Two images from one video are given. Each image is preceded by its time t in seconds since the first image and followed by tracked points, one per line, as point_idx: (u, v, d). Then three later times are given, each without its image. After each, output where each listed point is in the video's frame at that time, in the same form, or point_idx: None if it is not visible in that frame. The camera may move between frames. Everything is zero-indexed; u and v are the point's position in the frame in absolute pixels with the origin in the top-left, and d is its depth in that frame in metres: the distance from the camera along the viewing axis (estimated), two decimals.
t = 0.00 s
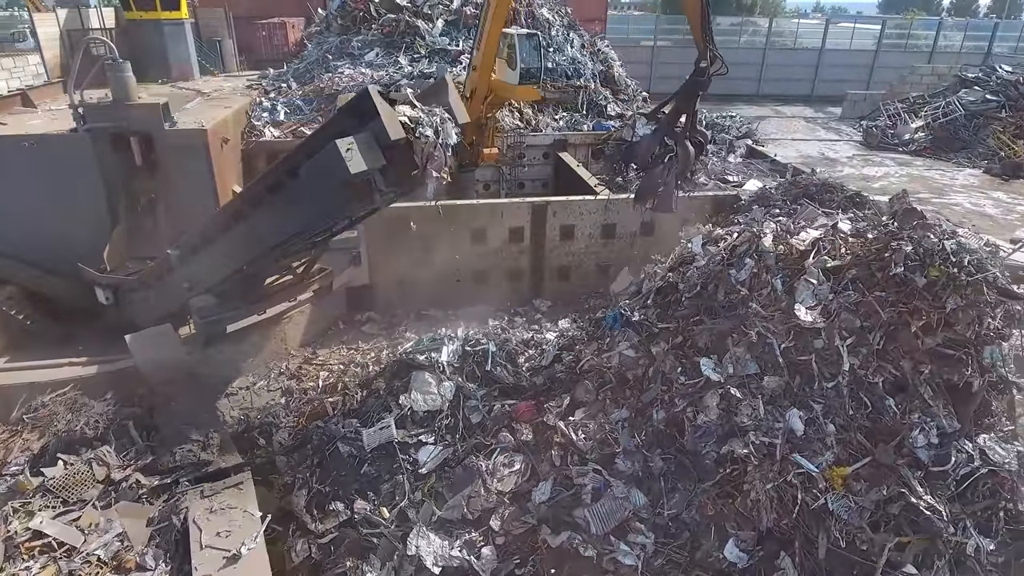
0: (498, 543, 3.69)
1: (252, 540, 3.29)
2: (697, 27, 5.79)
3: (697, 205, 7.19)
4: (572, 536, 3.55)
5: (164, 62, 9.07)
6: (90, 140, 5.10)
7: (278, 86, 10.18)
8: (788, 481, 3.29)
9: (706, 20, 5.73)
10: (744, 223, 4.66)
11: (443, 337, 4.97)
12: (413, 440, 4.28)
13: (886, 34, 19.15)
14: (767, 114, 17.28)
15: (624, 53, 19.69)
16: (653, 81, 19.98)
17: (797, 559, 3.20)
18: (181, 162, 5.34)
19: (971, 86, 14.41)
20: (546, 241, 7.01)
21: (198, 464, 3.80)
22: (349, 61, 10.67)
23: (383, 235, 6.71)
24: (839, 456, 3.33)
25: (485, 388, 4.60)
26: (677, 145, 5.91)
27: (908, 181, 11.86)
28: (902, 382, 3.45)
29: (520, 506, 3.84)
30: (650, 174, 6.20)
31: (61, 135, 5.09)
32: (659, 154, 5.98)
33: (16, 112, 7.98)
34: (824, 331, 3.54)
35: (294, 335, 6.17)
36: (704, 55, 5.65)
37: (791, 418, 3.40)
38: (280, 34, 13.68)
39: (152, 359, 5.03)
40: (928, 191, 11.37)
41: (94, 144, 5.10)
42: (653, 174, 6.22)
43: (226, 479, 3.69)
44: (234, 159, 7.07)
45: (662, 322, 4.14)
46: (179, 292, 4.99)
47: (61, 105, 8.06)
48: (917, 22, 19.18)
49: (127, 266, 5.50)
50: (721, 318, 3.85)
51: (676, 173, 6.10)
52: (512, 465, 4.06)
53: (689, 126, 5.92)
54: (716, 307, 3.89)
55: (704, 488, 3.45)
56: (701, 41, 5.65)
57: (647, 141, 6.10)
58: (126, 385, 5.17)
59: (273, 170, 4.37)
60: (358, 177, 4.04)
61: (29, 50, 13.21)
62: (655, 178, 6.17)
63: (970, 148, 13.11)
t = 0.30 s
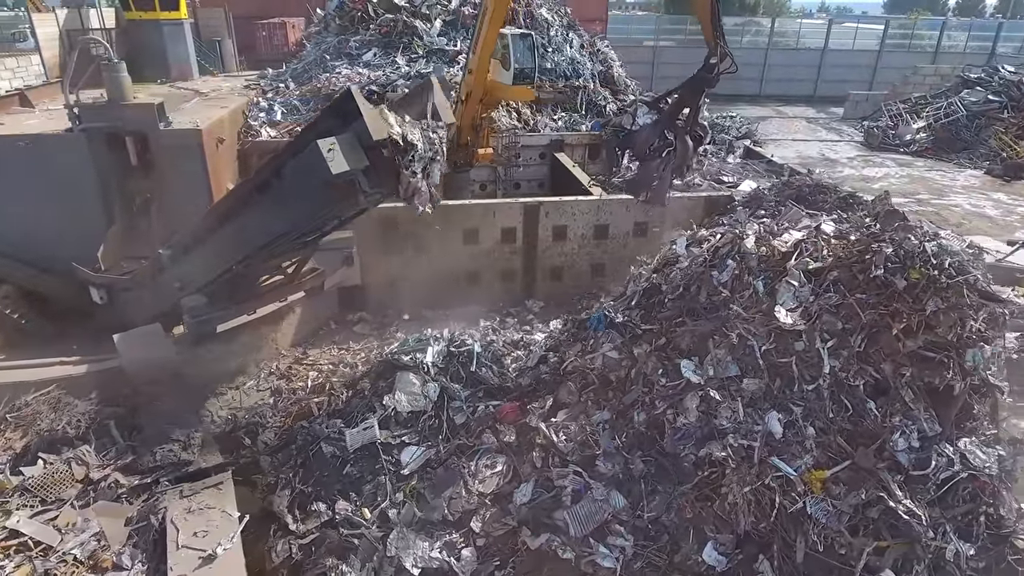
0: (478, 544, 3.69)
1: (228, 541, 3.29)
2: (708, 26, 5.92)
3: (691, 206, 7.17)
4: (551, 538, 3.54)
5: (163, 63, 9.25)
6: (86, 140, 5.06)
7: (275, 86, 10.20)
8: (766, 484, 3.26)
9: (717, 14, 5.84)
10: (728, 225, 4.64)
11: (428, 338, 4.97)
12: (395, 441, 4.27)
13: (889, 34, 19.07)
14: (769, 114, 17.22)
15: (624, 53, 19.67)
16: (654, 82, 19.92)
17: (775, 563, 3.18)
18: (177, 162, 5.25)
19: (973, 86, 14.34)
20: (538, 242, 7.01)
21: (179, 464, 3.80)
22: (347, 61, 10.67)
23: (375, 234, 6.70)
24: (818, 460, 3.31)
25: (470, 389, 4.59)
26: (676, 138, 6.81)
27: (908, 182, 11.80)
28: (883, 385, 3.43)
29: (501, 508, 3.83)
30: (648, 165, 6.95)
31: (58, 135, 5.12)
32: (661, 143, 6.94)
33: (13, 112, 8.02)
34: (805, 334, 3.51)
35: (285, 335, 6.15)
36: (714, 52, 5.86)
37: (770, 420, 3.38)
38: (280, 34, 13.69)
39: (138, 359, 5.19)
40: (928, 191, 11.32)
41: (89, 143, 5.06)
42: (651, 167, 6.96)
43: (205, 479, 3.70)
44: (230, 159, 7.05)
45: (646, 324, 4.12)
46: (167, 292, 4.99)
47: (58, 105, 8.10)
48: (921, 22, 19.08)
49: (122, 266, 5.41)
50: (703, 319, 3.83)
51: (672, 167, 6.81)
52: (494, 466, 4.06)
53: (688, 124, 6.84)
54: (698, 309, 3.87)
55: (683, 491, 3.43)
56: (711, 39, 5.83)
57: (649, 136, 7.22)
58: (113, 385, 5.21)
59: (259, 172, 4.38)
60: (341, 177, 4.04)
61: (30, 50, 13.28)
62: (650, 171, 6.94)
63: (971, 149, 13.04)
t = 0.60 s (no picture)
0: (458, 548, 3.68)
1: (203, 543, 3.29)
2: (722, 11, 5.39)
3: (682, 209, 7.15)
4: (529, 542, 3.53)
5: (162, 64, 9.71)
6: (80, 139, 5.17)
7: (272, 88, 10.22)
8: (743, 489, 3.24)
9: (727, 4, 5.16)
10: (712, 227, 4.61)
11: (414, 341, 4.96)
12: (378, 443, 4.27)
13: (891, 36, 19.00)
14: (770, 117, 17.17)
15: (624, 55, 19.60)
16: (655, 84, 19.87)
17: (753, 568, 3.15)
18: (171, 163, 5.43)
19: (974, 89, 14.27)
20: (530, 245, 7.00)
21: (159, 466, 3.80)
22: (344, 64, 10.68)
23: (367, 236, 6.65)
24: (796, 465, 3.29)
25: (454, 392, 4.58)
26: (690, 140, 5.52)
27: (908, 185, 11.73)
28: (863, 389, 3.41)
29: (482, 511, 3.82)
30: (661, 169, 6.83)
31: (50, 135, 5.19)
32: (669, 149, 5.39)
33: (10, 114, 8.06)
34: (784, 338, 3.49)
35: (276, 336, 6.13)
36: (726, 43, 5.06)
37: (748, 425, 3.36)
38: (280, 37, 13.69)
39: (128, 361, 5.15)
40: (927, 194, 11.25)
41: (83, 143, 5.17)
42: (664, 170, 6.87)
43: (185, 481, 3.70)
44: (225, 161, 7.07)
45: (628, 327, 4.09)
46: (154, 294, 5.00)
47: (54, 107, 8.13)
48: (923, 24, 19.00)
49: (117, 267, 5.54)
50: (684, 323, 3.81)
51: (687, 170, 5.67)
52: (476, 469, 4.05)
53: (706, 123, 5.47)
54: (679, 312, 3.85)
55: (661, 495, 3.41)
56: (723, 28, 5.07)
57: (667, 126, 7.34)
58: (101, 386, 5.21)
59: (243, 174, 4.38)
60: (323, 179, 4.03)
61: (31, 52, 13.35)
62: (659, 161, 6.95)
63: (972, 152, 12.98)
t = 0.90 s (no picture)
0: (437, 554, 3.65)
1: (178, 549, 3.27)
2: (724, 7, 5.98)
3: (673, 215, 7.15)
4: (507, 549, 3.51)
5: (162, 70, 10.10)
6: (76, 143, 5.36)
7: (269, 94, 10.25)
8: (720, 497, 3.21)
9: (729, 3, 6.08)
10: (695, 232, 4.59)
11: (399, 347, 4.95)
12: (360, 449, 4.26)
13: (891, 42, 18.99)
14: (769, 123, 17.16)
15: (623, 61, 19.61)
16: (654, 90, 19.86)
17: None
18: (164, 168, 5.58)
19: (973, 95, 14.25)
20: (522, 251, 7.00)
21: (138, 471, 3.79)
22: (341, 69, 10.70)
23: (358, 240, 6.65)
24: (775, 473, 3.25)
25: (438, 399, 4.56)
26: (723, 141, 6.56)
27: (906, 191, 11.69)
28: (842, 397, 3.39)
29: (462, 518, 3.81)
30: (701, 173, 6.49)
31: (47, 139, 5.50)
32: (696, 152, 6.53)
33: (6, 119, 8.10)
34: (764, 344, 3.48)
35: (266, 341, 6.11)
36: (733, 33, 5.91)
37: (726, 433, 3.33)
38: (279, 43, 13.73)
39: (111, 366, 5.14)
40: (925, 200, 11.21)
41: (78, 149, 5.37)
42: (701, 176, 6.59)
43: (163, 486, 3.69)
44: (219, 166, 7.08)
45: (611, 333, 4.08)
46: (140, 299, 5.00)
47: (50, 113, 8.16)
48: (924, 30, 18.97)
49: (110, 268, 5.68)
50: (665, 330, 3.79)
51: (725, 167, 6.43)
52: (457, 476, 4.03)
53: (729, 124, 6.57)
54: (660, 319, 3.83)
55: (639, 503, 3.38)
56: (723, 20, 6.02)
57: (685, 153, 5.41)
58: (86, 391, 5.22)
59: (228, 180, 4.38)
60: (305, 184, 4.03)
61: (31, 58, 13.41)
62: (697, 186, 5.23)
63: (971, 158, 12.94)
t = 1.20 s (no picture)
0: (416, 563, 3.63)
1: (151, 557, 3.26)
2: None
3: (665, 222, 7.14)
4: (485, 558, 3.48)
5: (161, 77, 10.19)
6: (71, 152, 5.68)
7: (267, 101, 10.29)
8: (697, 506, 3.18)
9: None
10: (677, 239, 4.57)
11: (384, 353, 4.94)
12: (342, 456, 4.24)
13: (891, 50, 18.98)
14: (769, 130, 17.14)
15: (622, 69, 19.67)
16: (655, 98, 19.88)
17: None
18: (158, 174, 5.81)
19: (973, 102, 14.21)
20: (514, 257, 6.98)
21: (116, 478, 3.78)
22: (338, 77, 10.74)
23: (349, 247, 6.66)
24: (753, 482, 3.23)
25: (421, 406, 4.54)
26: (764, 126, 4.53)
27: (904, 199, 11.64)
28: (821, 405, 3.37)
29: (443, 525, 3.79)
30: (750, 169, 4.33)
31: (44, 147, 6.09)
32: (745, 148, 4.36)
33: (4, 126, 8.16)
34: (743, 352, 3.45)
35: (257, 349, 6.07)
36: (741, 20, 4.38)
37: (703, 441, 3.31)
38: (279, 50, 13.71)
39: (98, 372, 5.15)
40: (923, 208, 11.15)
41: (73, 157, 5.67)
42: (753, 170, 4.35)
43: (141, 493, 3.69)
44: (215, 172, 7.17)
45: (594, 340, 4.05)
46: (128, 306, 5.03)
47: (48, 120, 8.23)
48: (925, 38, 18.94)
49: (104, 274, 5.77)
50: (646, 337, 3.77)
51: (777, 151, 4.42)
52: (438, 483, 4.01)
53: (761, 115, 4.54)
54: (641, 326, 3.81)
55: (616, 512, 3.34)
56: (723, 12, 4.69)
57: (736, 150, 4.31)
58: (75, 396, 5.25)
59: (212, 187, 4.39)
60: (287, 191, 4.02)
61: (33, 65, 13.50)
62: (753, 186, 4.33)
63: (970, 165, 12.90)
